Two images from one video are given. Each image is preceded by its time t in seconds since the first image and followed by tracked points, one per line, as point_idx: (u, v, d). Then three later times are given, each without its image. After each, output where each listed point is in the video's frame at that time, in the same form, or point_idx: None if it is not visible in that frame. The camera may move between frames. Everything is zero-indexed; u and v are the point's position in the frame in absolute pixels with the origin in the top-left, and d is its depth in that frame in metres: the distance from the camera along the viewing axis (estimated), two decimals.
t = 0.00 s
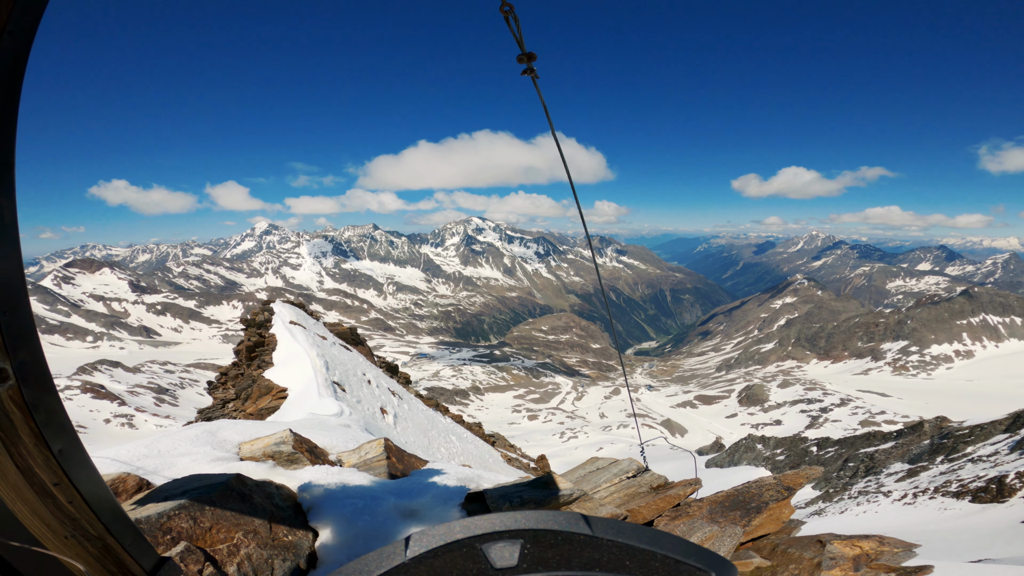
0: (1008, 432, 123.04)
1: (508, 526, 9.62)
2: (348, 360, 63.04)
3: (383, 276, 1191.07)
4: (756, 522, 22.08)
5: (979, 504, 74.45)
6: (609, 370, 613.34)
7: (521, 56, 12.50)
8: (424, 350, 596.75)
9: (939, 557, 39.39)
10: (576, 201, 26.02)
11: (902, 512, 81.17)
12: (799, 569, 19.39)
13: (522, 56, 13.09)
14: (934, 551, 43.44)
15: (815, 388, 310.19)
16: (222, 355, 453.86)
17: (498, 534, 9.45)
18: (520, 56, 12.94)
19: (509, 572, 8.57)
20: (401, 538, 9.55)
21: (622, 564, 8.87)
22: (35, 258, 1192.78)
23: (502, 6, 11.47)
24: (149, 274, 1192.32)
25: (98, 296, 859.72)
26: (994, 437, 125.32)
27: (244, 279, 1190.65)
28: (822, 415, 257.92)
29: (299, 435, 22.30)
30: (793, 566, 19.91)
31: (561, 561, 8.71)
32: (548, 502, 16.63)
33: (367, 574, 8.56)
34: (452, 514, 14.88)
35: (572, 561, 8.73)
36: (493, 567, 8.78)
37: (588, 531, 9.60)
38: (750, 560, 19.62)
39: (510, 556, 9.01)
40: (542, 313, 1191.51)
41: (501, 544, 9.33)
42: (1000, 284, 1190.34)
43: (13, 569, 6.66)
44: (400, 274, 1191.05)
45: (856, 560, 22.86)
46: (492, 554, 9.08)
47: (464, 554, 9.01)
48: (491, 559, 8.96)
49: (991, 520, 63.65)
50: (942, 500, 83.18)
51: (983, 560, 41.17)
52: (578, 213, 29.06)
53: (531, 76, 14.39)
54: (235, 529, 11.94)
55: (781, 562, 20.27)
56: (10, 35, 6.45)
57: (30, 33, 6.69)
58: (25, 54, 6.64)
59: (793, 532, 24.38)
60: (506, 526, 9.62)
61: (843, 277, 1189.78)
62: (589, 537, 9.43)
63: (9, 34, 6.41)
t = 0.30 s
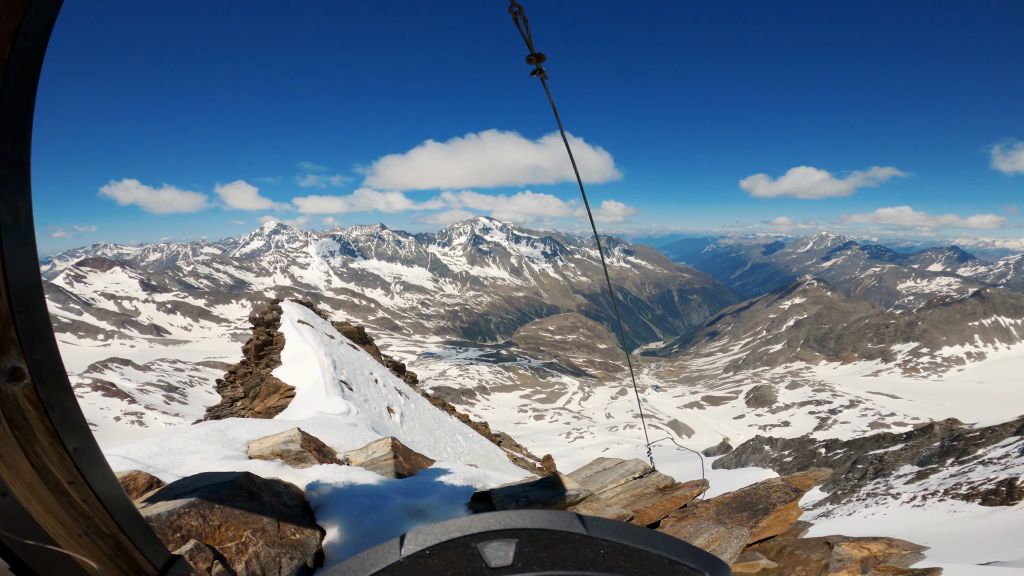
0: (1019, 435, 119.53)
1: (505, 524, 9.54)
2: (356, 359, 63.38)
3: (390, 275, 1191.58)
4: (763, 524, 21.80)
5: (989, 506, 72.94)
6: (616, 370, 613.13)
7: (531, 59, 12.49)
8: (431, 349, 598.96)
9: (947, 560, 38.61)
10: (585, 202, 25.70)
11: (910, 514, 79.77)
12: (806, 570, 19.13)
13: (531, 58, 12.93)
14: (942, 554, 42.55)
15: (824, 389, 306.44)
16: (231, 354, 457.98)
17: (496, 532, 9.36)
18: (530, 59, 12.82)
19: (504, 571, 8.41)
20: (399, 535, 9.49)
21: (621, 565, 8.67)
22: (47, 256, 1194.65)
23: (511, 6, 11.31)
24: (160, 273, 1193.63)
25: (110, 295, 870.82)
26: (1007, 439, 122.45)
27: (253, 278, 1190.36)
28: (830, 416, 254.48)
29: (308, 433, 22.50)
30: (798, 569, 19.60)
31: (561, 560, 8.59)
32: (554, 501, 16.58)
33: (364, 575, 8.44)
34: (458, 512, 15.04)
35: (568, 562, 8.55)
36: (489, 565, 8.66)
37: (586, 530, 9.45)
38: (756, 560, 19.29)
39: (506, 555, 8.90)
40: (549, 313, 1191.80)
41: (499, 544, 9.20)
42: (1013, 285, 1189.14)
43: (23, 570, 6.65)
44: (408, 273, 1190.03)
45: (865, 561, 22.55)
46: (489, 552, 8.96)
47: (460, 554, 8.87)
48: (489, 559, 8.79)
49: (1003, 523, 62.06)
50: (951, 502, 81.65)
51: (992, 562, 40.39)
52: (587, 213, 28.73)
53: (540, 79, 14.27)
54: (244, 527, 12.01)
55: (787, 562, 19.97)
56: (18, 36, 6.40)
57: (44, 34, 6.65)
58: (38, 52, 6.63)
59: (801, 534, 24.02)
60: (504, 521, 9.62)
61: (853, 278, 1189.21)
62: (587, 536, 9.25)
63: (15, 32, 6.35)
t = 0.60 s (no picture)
0: None
1: (513, 524, 9.27)
2: (366, 358, 63.75)
3: (401, 275, 1190.68)
4: (774, 526, 21.30)
5: (1005, 510, 70.57)
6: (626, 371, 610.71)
7: (546, 58, 12.27)
8: (441, 349, 601.44)
9: (961, 563, 37.66)
10: (597, 204, 25.43)
11: (924, 517, 77.65)
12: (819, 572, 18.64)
13: (545, 58, 12.74)
14: (958, 557, 41.06)
15: (838, 391, 301.27)
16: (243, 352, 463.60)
17: (502, 533, 9.07)
18: (543, 59, 12.60)
19: (510, 572, 8.20)
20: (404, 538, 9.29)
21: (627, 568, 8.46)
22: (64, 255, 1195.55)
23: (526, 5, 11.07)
24: (176, 272, 1192.01)
25: (126, 294, 887.77)
26: None
27: (266, 277, 1190.75)
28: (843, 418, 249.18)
29: (320, 433, 22.58)
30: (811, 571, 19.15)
31: (565, 559, 8.37)
32: (565, 501, 16.40)
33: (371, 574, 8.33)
34: (468, 512, 14.96)
35: (574, 562, 8.32)
36: (494, 565, 8.44)
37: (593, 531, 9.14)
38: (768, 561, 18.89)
39: (513, 555, 8.69)
40: (559, 313, 1191.89)
41: (506, 543, 8.96)
42: None
43: (49, 569, 6.66)
44: (418, 273, 1188.61)
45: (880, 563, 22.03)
46: (495, 553, 8.75)
47: (465, 555, 8.65)
48: (495, 561, 8.43)
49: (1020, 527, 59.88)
50: (965, 505, 79.24)
51: (1006, 565, 39.27)
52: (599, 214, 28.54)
53: (553, 78, 14.02)
54: (256, 525, 12.03)
55: (799, 565, 19.48)
56: (42, 36, 6.40)
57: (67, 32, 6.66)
58: (61, 53, 6.64)
59: (813, 538, 23.48)
60: (511, 521, 9.36)
61: (868, 279, 1191.96)
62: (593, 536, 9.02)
63: (38, 33, 6.36)
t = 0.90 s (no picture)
0: None
1: (512, 525, 9.00)
2: (380, 358, 64.20)
3: (416, 275, 1191.57)
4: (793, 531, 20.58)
5: None
6: (640, 373, 606.46)
7: (563, 54, 11.98)
8: (455, 349, 603.95)
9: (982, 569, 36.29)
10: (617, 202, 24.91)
11: (943, 522, 74.59)
12: None
13: (563, 55, 12.50)
14: (981, 563, 38.87)
15: (858, 395, 293.43)
16: (261, 351, 471.00)
17: (500, 535, 8.81)
18: (562, 56, 12.33)
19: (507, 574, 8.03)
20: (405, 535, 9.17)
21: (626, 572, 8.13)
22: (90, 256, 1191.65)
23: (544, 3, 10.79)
24: (197, 271, 1189.64)
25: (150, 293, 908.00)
26: None
27: (283, 277, 1189.31)
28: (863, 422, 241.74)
29: (334, 432, 22.76)
30: None
31: (563, 563, 8.11)
32: (580, 504, 16.15)
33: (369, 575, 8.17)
34: (479, 512, 14.90)
35: (569, 564, 8.09)
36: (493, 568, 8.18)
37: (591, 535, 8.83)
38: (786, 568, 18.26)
39: (509, 557, 8.43)
40: (573, 315, 1191.07)
41: (504, 544, 8.68)
42: None
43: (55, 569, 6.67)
44: (432, 273, 1191.15)
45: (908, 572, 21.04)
46: (492, 552, 8.52)
47: (463, 556, 8.46)
48: (490, 561, 8.20)
49: None
50: (987, 511, 75.87)
51: None
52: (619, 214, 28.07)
53: (572, 75, 13.77)
54: (269, 525, 12.09)
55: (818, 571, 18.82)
56: (55, 29, 6.43)
57: (83, 35, 6.77)
58: (77, 52, 6.74)
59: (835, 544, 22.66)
60: (510, 522, 9.07)
61: (889, 280, 1190.59)
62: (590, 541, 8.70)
63: (51, 27, 6.40)
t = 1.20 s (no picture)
0: None
1: (512, 527, 8.04)
2: (399, 357, 64.91)
3: (435, 275, 1190.69)
4: (822, 538, 19.56)
5: None
6: (660, 374, 600.32)
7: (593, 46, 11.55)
8: (473, 349, 607.08)
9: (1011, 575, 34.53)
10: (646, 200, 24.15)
11: (969, 530, 70.49)
12: None
13: (594, 51, 12.12)
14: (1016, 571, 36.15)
15: (885, 399, 282.77)
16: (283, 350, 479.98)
17: (500, 537, 7.88)
18: (592, 51, 11.87)
19: None
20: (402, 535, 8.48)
21: None
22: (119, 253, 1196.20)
23: None
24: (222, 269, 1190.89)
25: (178, 292, 934.05)
26: None
27: (305, 277, 1189.00)
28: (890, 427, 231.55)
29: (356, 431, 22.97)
30: None
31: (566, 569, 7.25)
32: (601, 509, 15.74)
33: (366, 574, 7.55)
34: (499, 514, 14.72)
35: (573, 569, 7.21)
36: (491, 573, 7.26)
37: (593, 538, 7.81)
38: None
39: (509, 560, 7.48)
40: (591, 316, 1188.51)
41: (502, 549, 7.73)
42: None
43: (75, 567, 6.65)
44: (451, 274, 1190.32)
45: None
46: (491, 558, 7.53)
47: (460, 559, 7.57)
48: (490, 562, 7.44)
49: None
50: (1018, 518, 71.33)
51: None
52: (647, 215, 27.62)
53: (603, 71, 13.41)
54: (290, 524, 12.12)
55: None
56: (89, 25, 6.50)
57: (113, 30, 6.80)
58: (107, 47, 6.77)
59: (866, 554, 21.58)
60: (510, 523, 8.11)
61: (918, 283, 1190.66)
62: (595, 545, 7.69)
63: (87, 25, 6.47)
